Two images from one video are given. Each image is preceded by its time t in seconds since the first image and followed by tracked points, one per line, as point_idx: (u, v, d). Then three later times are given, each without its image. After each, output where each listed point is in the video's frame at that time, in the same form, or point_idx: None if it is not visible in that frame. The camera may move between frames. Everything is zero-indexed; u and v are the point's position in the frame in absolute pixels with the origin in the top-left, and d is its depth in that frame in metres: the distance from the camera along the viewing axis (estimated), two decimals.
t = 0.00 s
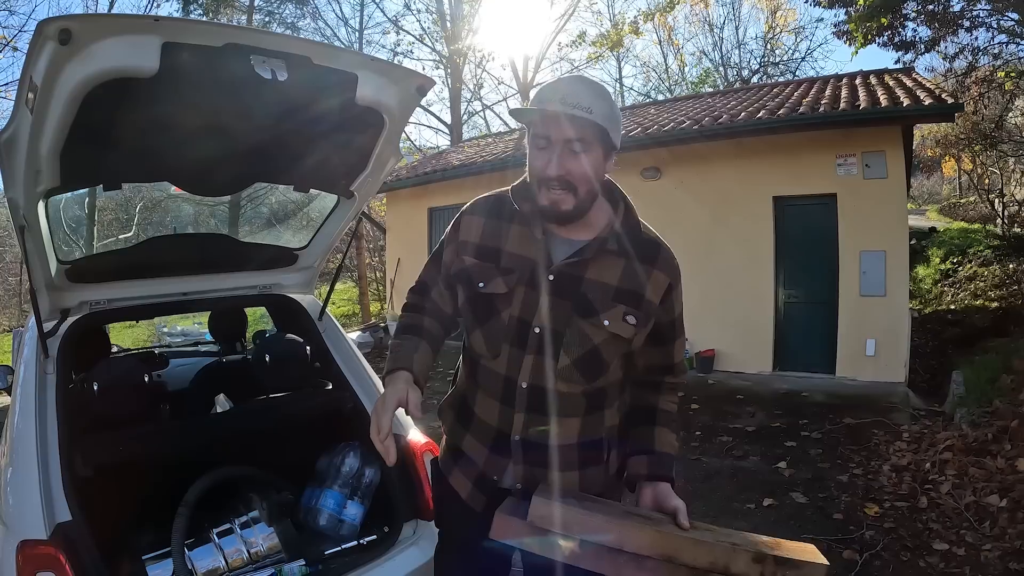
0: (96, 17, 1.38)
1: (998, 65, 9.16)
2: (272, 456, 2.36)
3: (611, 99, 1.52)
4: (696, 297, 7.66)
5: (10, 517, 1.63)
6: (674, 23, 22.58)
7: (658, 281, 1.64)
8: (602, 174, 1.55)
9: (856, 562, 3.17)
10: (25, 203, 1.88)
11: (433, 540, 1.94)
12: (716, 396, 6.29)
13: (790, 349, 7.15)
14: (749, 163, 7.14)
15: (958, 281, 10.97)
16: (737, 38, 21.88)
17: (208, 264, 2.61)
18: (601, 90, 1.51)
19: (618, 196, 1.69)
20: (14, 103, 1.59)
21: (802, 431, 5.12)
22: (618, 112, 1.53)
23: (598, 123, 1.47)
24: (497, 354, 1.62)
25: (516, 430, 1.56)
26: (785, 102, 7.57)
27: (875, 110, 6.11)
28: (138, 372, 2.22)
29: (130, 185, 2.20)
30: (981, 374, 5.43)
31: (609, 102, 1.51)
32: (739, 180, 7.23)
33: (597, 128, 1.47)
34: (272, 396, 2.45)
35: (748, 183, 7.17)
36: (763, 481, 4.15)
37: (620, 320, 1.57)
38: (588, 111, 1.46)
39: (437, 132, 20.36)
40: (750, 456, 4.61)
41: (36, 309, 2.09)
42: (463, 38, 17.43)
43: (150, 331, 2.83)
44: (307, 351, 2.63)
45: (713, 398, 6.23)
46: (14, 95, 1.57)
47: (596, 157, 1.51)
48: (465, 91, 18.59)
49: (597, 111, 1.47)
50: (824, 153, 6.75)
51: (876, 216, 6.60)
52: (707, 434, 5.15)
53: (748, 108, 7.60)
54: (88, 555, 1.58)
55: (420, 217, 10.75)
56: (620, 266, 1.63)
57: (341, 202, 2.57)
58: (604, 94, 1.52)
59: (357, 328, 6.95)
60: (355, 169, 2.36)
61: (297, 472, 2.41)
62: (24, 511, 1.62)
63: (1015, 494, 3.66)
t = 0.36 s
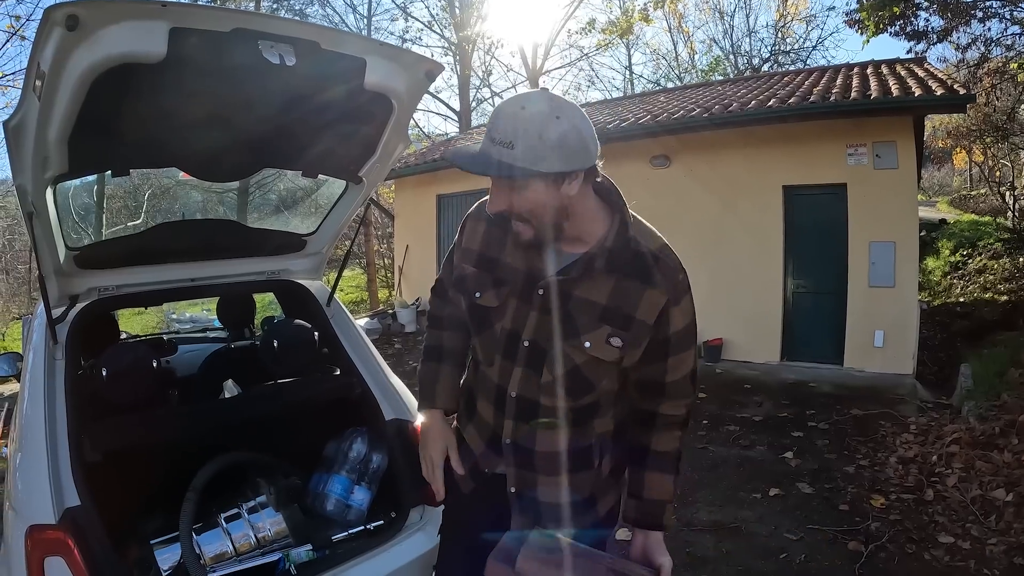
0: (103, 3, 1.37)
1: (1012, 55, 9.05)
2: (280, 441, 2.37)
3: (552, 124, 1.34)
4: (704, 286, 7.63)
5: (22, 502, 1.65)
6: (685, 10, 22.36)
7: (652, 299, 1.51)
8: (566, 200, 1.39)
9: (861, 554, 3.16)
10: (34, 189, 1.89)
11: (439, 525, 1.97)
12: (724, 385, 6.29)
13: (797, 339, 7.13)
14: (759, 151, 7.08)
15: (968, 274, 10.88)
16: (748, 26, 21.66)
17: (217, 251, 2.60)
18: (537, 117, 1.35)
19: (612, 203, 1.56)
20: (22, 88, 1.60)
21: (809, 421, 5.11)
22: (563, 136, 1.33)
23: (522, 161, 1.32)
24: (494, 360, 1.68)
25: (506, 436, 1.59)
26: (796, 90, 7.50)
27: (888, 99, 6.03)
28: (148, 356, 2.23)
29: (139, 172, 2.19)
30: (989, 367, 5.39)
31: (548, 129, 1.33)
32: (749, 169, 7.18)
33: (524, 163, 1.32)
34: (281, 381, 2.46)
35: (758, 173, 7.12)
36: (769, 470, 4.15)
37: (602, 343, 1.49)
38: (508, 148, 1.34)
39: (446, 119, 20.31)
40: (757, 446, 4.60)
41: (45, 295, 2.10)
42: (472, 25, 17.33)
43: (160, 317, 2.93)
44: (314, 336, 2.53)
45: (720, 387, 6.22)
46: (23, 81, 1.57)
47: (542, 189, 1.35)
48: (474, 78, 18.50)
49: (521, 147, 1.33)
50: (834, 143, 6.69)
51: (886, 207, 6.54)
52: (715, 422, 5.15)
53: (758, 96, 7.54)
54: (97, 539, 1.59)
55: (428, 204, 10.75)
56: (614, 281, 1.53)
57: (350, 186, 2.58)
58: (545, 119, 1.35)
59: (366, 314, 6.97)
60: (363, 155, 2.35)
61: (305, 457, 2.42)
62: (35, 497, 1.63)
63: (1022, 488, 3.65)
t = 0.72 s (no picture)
0: None
1: None
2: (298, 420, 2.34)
3: (484, 267, 1.24)
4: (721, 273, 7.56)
5: (36, 475, 1.65)
6: None
7: (605, 405, 1.53)
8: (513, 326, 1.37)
9: (879, 542, 3.12)
10: (50, 160, 1.88)
11: (457, 503, 1.99)
12: (742, 371, 6.25)
13: (816, 326, 7.06)
14: (781, 136, 6.97)
15: (989, 264, 10.67)
16: (769, 11, 21.30)
17: (234, 227, 2.59)
18: (467, 259, 1.24)
19: (574, 302, 1.47)
20: (38, 57, 1.58)
21: (828, 408, 5.06)
22: (496, 281, 1.24)
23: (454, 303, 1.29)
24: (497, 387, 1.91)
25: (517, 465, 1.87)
26: (817, 74, 7.36)
27: (916, 84, 5.87)
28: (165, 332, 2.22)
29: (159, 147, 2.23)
30: (1011, 358, 5.29)
31: (479, 275, 1.24)
32: (770, 153, 7.08)
33: (458, 306, 1.28)
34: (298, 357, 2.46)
35: (777, 158, 7.02)
36: (787, 456, 4.11)
37: (558, 438, 1.67)
38: (440, 289, 1.28)
39: (463, 104, 20.23)
40: (775, 432, 4.56)
41: (61, 270, 2.10)
42: (490, 9, 17.18)
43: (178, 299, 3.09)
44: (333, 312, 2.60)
45: (737, 373, 6.18)
46: (42, 53, 1.55)
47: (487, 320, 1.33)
48: (492, 61, 18.36)
49: (451, 291, 1.27)
50: (855, 128, 6.57)
51: (910, 193, 6.42)
52: (733, 408, 5.12)
53: (779, 80, 7.41)
54: (110, 514, 1.57)
55: (446, 186, 10.70)
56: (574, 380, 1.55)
57: (369, 161, 2.56)
58: (476, 259, 1.24)
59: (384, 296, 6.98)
60: (381, 128, 2.33)
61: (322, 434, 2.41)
62: (47, 470, 1.62)
63: None
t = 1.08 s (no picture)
0: None
1: None
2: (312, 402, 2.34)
3: (438, 412, 1.21)
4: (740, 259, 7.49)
5: (53, 450, 1.65)
6: None
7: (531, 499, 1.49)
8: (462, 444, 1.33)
9: (898, 531, 3.08)
10: (69, 134, 1.87)
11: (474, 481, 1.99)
12: (763, 358, 6.19)
13: (837, 313, 6.97)
14: (804, 121, 6.86)
15: (1014, 255, 10.45)
16: None
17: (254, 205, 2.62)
18: (419, 406, 1.21)
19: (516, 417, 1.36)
20: (58, 31, 1.57)
21: (848, 396, 5.00)
22: (450, 424, 1.21)
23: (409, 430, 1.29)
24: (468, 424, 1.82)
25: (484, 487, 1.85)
26: (841, 59, 7.23)
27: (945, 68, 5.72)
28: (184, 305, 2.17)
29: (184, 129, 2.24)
30: None
31: (433, 419, 1.21)
32: (793, 138, 6.97)
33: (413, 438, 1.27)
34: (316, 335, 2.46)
35: (800, 144, 6.92)
36: (807, 444, 4.07)
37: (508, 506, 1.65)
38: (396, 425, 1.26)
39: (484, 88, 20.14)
40: (794, 419, 4.51)
41: (81, 246, 2.11)
42: None
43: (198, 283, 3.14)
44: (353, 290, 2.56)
45: (757, 360, 6.13)
46: (59, 23, 1.53)
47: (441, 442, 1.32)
48: (512, 46, 18.26)
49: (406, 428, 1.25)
50: (879, 114, 6.45)
51: (935, 180, 6.29)
52: (752, 394, 5.08)
53: (802, 65, 7.29)
54: (126, 491, 1.59)
55: (466, 170, 10.68)
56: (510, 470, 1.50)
57: (390, 137, 2.57)
58: (429, 404, 1.21)
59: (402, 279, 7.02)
60: (404, 102, 2.32)
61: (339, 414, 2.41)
62: (67, 442, 1.64)
63: None
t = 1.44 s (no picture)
0: None
1: None
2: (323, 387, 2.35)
3: (404, 355, 1.18)
4: (758, 251, 7.42)
5: (71, 433, 1.67)
6: None
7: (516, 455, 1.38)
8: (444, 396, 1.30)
9: (916, 526, 3.03)
10: (88, 120, 1.89)
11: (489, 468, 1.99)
12: (782, 350, 6.14)
13: (857, 306, 6.89)
14: (826, 111, 6.75)
15: None
16: None
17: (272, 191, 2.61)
18: (387, 349, 1.19)
19: (486, 373, 1.32)
20: (74, 17, 1.57)
21: (868, 390, 4.94)
22: (420, 367, 1.18)
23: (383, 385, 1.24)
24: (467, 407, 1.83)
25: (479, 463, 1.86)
26: (865, 48, 7.11)
27: (973, 57, 5.60)
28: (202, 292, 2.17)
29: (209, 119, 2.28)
30: None
31: (403, 362, 1.18)
32: (815, 128, 6.87)
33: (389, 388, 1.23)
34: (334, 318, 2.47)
35: (822, 134, 6.83)
36: (826, 436, 4.03)
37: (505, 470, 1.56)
38: (371, 372, 1.23)
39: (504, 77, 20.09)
40: (814, 412, 4.47)
41: (99, 231, 2.13)
42: None
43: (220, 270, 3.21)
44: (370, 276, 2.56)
45: (777, 352, 6.08)
46: (76, 10, 1.54)
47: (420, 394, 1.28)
48: (532, 35, 18.16)
49: (381, 376, 1.21)
50: (902, 104, 6.33)
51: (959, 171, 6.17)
52: (771, 386, 5.04)
53: (825, 54, 7.18)
54: (144, 474, 1.61)
55: (485, 160, 10.68)
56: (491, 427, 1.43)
57: (407, 122, 2.56)
58: (398, 346, 1.18)
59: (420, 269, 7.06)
60: (422, 87, 2.31)
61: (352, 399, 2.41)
62: (85, 424, 1.65)
63: None
